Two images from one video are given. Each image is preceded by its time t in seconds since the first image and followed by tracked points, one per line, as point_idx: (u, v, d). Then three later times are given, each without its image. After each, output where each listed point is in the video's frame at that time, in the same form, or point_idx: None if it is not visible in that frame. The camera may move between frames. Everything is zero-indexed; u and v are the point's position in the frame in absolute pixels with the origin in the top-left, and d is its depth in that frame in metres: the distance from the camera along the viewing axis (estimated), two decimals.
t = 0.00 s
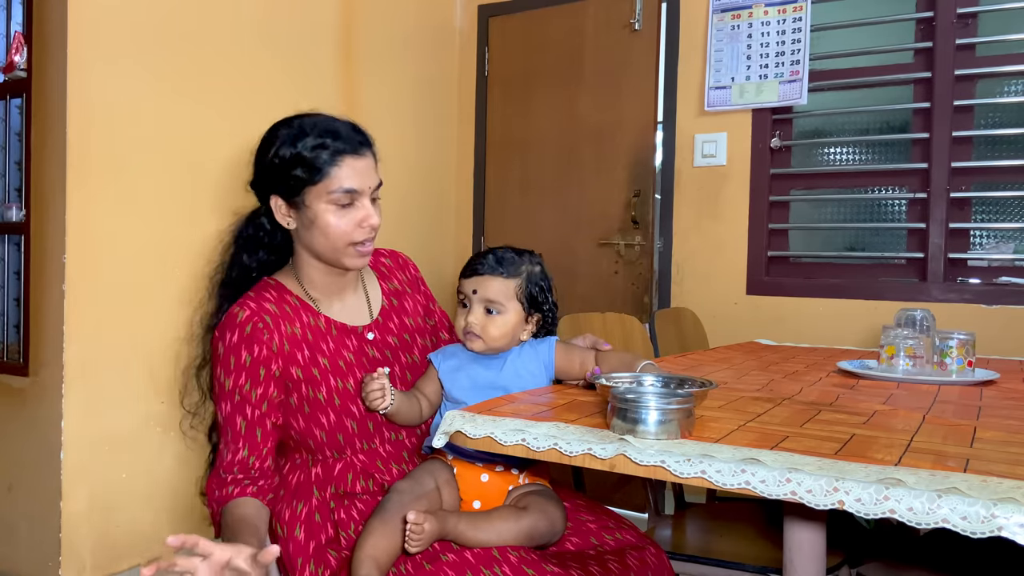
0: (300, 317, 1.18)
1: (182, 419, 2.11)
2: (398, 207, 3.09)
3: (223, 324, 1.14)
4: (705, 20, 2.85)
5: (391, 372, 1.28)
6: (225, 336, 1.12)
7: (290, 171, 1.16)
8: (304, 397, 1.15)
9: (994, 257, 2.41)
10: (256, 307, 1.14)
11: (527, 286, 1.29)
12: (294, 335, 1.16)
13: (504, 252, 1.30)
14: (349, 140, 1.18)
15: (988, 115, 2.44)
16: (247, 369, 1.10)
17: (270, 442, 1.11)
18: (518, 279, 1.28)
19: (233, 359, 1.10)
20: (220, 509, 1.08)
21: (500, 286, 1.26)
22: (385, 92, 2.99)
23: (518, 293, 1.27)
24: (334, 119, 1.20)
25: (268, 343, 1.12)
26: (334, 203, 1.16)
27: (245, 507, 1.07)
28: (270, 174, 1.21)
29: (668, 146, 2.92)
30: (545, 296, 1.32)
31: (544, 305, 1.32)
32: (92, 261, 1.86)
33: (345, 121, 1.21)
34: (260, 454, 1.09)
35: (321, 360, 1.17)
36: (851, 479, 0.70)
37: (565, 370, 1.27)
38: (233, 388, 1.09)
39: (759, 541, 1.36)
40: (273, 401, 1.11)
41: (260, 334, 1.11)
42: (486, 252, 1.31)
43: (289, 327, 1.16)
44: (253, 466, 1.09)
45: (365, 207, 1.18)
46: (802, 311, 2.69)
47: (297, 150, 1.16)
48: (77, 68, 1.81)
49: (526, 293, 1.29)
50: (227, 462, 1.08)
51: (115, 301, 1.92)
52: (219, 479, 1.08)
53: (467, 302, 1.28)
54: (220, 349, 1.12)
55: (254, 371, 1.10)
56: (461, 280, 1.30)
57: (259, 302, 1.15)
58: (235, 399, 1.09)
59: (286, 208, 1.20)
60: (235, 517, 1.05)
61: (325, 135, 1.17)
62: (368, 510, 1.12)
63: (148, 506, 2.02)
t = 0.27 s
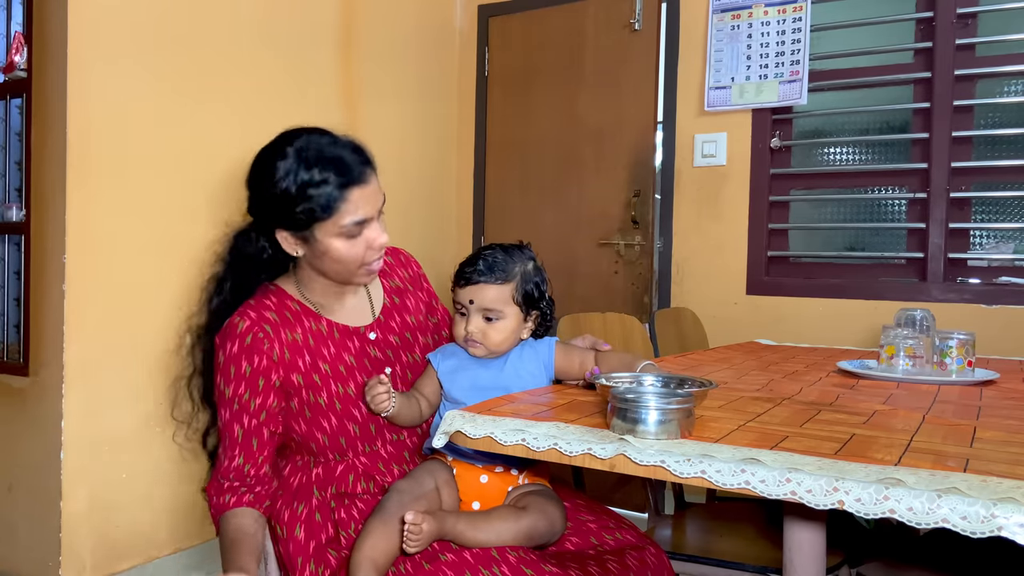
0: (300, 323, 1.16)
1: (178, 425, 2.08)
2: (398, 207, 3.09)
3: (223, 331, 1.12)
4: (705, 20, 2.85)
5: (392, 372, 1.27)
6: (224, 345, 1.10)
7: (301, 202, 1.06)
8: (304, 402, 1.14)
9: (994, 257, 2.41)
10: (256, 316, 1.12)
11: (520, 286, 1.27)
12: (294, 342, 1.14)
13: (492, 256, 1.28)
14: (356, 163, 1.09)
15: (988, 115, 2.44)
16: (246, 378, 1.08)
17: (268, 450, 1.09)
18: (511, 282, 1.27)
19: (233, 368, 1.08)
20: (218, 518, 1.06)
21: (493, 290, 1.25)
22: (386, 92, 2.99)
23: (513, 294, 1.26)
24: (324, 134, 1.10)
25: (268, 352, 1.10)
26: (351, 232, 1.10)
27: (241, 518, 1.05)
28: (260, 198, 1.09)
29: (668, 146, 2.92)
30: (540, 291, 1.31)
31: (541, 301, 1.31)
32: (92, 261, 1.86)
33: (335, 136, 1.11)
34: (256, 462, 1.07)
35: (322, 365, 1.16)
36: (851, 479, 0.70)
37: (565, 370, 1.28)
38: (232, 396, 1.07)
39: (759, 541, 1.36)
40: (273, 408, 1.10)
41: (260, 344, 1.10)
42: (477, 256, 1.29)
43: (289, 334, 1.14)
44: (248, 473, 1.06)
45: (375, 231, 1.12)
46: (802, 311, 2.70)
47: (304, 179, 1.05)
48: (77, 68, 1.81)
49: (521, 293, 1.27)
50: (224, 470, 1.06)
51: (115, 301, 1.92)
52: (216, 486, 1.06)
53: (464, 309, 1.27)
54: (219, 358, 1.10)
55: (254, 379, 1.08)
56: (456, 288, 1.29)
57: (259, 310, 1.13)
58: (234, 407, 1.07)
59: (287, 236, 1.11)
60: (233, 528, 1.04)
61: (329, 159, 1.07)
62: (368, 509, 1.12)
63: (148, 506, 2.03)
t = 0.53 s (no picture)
0: (290, 335, 1.16)
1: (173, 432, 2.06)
2: (399, 207, 3.09)
3: (212, 349, 1.11)
4: (705, 20, 2.85)
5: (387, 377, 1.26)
6: (214, 362, 1.09)
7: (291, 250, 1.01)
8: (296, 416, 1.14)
9: (994, 257, 2.41)
10: (244, 334, 1.11)
11: (518, 286, 1.27)
12: (285, 356, 1.14)
13: (489, 256, 1.27)
14: (355, 209, 1.04)
15: (988, 115, 2.44)
16: (235, 396, 1.07)
17: (259, 464, 1.09)
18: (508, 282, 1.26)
19: (221, 386, 1.07)
20: (210, 535, 1.07)
21: (491, 292, 1.24)
22: (386, 92, 2.99)
23: (511, 295, 1.25)
24: (321, 175, 1.04)
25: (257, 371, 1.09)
26: (347, 278, 1.06)
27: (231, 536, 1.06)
28: (252, 237, 1.04)
29: (668, 146, 2.92)
30: (537, 290, 1.31)
31: (538, 299, 1.30)
32: (92, 261, 1.86)
33: (335, 175, 1.05)
34: (245, 476, 1.08)
35: (314, 377, 1.16)
36: (851, 479, 0.70)
37: (565, 370, 1.28)
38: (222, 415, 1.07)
39: (759, 541, 1.36)
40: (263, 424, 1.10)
41: (250, 362, 1.09)
42: (472, 258, 1.27)
43: (279, 348, 1.14)
44: (237, 488, 1.07)
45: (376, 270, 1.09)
46: (802, 310, 2.70)
47: (299, 227, 1.00)
48: (77, 68, 1.81)
49: (519, 293, 1.27)
50: (215, 482, 1.07)
51: (115, 301, 1.92)
52: (208, 503, 1.07)
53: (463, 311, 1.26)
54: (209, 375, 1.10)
55: (242, 398, 1.07)
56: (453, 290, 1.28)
57: (248, 327, 1.12)
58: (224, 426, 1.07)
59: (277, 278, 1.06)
60: (228, 548, 1.06)
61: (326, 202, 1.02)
62: (368, 509, 1.12)
63: (148, 505, 2.02)
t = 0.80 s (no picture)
0: (282, 342, 1.16)
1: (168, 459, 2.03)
2: (399, 207, 3.09)
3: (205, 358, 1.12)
4: (705, 20, 2.85)
5: (383, 380, 1.25)
6: (207, 369, 1.10)
7: (286, 270, 1.02)
8: (292, 421, 1.14)
9: (994, 257, 2.41)
10: (237, 341, 1.11)
11: (511, 283, 1.27)
12: (278, 362, 1.14)
13: (478, 257, 1.26)
14: (348, 228, 1.05)
15: (988, 115, 2.44)
16: (228, 404, 1.08)
17: (253, 470, 1.10)
18: (500, 280, 1.26)
19: (213, 394, 1.08)
20: (205, 541, 1.08)
21: (484, 293, 1.24)
22: (386, 92, 2.99)
23: (504, 293, 1.25)
24: (313, 196, 1.05)
25: (250, 377, 1.10)
26: (341, 292, 1.07)
27: (225, 542, 1.07)
28: (245, 258, 1.05)
29: (668, 146, 2.92)
30: (531, 284, 1.31)
31: (533, 293, 1.31)
32: (92, 261, 1.86)
33: (326, 195, 1.06)
34: (238, 482, 1.08)
35: (308, 383, 1.16)
36: (852, 479, 0.70)
37: (565, 370, 1.27)
38: (216, 422, 1.08)
39: (759, 541, 1.36)
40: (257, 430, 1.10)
41: (243, 369, 1.09)
42: (461, 259, 1.27)
43: (273, 354, 1.14)
44: (230, 494, 1.08)
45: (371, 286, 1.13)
46: (802, 310, 2.69)
47: (294, 249, 1.01)
48: (77, 68, 1.81)
49: (513, 291, 1.27)
50: (208, 489, 1.07)
51: (115, 301, 1.92)
52: (203, 510, 1.08)
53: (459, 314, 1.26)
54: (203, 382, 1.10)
55: (235, 406, 1.08)
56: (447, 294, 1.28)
57: (240, 334, 1.13)
58: (218, 433, 1.07)
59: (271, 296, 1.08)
60: (220, 554, 1.07)
61: (320, 223, 1.03)
62: (367, 511, 1.12)
63: (147, 506, 2.02)
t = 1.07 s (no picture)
0: (281, 343, 1.16)
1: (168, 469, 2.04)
2: (398, 207, 3.09)
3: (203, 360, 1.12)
4: (705, 20, 2.85)
5: (382, 380, 1.25)
6: (205, 370, 1.10)
7: (280, 272, 1.02)
8: (291, 422, 1.14)
9: (994, 257, 2.41)
10: (236, 342, 1.11)
11: (505, 287, 1.26)
12: (276, 362, 1.14)
13: (473, 261, 1.25)
14: (343, 231, 1.05)
15: (988, 115, 2.44)
16: (227, 405, 1.08)
17: (252, 470, 1.10)
18: (495, 287, 1.25)
19: (212, 396, 1.08)
20: (204, 542, 1.08)
21: (479, 299, 1.23)
22: (386, 92, 2.99)
23: (499, 298, 1.25)
24: (307, 198, 1.05)
25: (249, 378, 1.10)
26: (336, 294, 1.07)
27: (224, 542, 1.07)
28: (240, 261, 1.05)
29: (668, 146, 2.91)
30: (526, 286, 1.29)
31: (528, 296, 1.30)
32: (92, 261, 1.86)
33: (320, 198, 1.06)
34: (238, 483, 1.08)
35: (307, 383, 1.16)
36: (852, 479, 0.70)
37: (566, 370, 1.27)
38: (215, 423, 1.07)
39: (759, 542, 1.36)
40: (257, 431, 1.10)
41: (242, 370, 1.09)
42: (456, 263, 1.26)
43: (271, 355, 1.14)
44: (229, 495, 1.08)
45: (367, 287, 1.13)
46: (802, 310, 2.69)
47: (288, 251, 1.01)
48: (77, 68, 1.81)
49: (507, 294, 1.26)
50: (207, 490, 1.08)
51: (115, 301, 1.92)
52: (202, 511, 1.08)
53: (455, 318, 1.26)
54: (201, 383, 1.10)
55: (234, 407, 1.08)
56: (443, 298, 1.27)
57: (239, 335, 1.13)
58: (218, 434, 1.07)
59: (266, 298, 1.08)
60: (219, 554, 1.07)
61: (314, 226, 1.03)
62: (367, 511, 1.12)
63: (147, 506, 2.02)
